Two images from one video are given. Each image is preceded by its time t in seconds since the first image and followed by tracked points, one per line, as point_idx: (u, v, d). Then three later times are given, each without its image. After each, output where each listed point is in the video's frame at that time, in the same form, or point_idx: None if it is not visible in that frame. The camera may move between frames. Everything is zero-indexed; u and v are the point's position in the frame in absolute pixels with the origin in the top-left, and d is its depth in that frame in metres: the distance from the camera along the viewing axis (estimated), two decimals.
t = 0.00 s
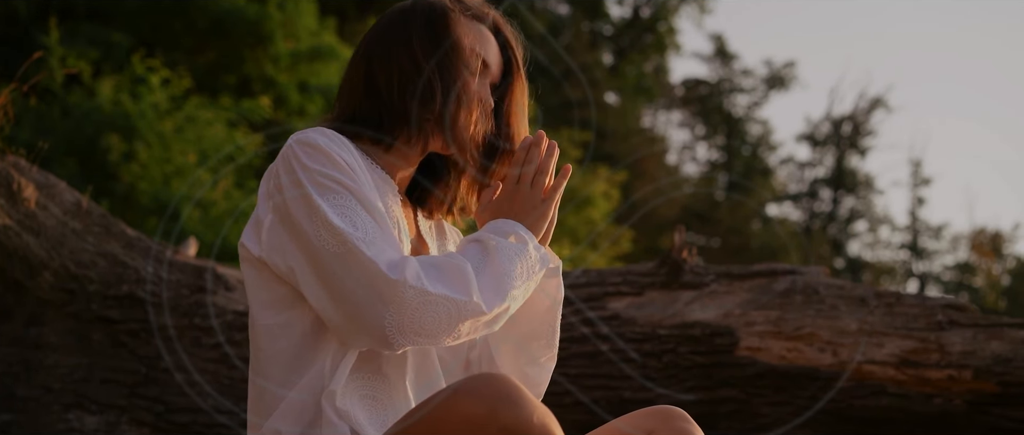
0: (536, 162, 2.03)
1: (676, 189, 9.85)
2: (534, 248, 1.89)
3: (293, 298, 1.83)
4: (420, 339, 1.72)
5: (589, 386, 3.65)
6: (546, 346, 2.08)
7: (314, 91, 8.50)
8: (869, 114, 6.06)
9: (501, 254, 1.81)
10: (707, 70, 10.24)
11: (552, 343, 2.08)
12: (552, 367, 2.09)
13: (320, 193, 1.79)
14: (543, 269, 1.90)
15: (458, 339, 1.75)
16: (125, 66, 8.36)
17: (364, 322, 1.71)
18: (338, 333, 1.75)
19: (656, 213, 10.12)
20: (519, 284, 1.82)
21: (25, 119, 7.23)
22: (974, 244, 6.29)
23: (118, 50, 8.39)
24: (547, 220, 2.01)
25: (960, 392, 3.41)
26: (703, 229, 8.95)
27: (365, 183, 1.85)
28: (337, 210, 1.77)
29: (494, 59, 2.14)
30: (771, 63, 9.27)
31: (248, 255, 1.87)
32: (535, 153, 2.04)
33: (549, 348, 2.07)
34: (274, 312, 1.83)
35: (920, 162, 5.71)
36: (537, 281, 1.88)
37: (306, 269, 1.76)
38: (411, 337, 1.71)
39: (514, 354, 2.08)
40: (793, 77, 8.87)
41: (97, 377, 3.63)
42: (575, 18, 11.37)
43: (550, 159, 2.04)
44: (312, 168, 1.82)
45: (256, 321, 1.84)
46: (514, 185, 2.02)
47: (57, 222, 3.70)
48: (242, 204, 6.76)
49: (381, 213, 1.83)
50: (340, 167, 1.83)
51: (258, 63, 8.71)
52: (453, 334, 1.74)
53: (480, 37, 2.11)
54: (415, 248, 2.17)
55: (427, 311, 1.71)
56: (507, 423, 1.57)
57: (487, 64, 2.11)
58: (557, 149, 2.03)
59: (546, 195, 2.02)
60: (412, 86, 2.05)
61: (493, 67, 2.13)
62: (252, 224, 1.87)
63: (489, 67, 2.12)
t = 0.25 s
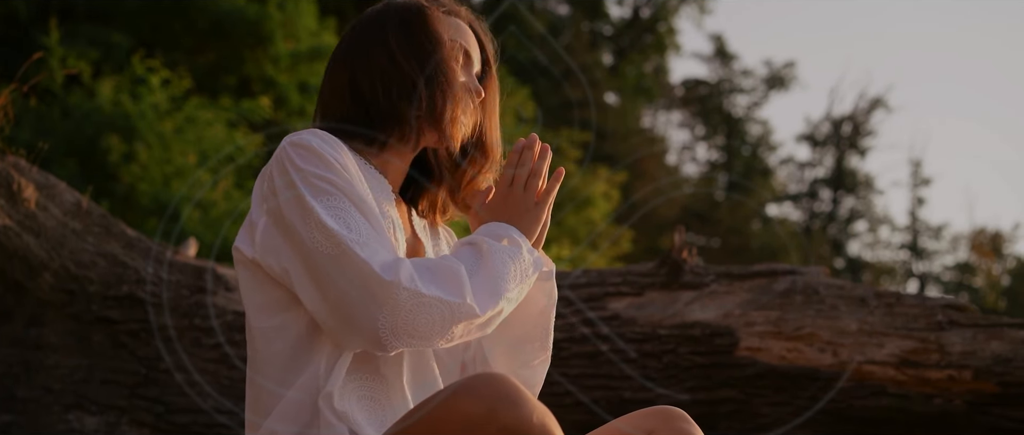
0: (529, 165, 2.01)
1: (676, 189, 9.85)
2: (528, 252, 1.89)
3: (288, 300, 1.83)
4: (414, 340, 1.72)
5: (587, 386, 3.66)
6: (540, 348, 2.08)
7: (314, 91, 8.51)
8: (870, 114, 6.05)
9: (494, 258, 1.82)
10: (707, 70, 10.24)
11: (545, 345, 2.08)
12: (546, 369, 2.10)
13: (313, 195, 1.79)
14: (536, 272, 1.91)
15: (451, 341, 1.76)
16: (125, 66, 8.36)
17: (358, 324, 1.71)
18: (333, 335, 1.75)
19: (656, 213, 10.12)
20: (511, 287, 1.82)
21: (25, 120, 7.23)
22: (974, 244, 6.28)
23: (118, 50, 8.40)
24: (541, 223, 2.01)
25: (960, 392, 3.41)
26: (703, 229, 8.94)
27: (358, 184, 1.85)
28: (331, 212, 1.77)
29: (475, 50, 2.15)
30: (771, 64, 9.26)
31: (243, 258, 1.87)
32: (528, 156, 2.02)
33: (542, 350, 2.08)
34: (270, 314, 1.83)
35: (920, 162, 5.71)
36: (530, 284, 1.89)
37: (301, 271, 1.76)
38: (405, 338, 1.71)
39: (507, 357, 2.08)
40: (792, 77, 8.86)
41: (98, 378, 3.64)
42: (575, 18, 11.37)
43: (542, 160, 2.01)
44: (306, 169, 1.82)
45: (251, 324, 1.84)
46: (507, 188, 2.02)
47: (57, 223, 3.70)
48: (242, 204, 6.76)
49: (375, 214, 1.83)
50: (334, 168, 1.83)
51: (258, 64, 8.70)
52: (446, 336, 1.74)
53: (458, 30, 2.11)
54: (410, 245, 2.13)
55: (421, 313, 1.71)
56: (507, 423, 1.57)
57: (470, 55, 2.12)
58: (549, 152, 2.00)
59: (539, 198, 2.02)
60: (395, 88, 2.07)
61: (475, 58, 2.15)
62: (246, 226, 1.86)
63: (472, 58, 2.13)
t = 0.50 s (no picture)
0: (520, 170, 2.01)
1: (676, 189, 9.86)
2: (519, 258, 1.88)
3: (282, 304, 1.82)
4: (405, 344, 1.72)
5: (587, 387, 3.66)
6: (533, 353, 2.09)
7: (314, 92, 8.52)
8: (870, 114, 6.05)
9: (486, 264, 1.81)
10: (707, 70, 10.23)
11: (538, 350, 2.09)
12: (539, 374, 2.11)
13: (305, 197, 1.78)
14: (526, 279, 1.90)
15: (442, 346, 1.76)
16: (125, 67, 8.37)
17: (349, 328, 1.71)
18: (325, 339, 1.75)
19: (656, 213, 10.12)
20: (503, 293, 1.82)
21: (25, 121, 7.24)
22: (974, 243, 6.28)
23: (118, 51, 8.41)
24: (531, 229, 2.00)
25: (960, 392, 3.42)
26: (703, 230, 8.94)
27: (351, 185, 1.84)
28: (324, 215, 1.76)
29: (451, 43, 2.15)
30: (771, 63, 9.27)
31: (235, 260, 1.86)
32: (519, 162, 2.01)
33: (535, 355, 2.09)
34: (263, 318, 1.83)
35: (920, 162, 5.71)
36: (521, 290, 1.88)
37: (293, 274, 1.76)
38: (396, 343, 1.71)
39: (501, 363, 2.08)
40: (792, 77, 8.87)
41: (98, 378, 3.63)
42: (575, 19, 11.38)
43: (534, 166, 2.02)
44: (298, 171, 1.81)
45: (246, 327, 1.84)
46: (498, 193, 2.01)
47: (57, 224, 3.70)
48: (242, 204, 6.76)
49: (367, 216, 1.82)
50: (326, 170, 1.82)
51: (258, 64, 8.70)
52: (437, 341, 1.74)
53: (432, 27, 2.10)
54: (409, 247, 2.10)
55: (412, 318, 1.71)
56: (507, 423, 1.57)
57: (449, 48, 2.13)
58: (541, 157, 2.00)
59: (531, 204, 2.01)
60: (370, 88, 2.05)
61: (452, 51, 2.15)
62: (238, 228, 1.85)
63: (451, 51, 2.13)
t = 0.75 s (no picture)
0: (512, 175, 1.98)
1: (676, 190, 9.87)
2: (510, 263, 1.87)
3: (275, 307, 1.81)
4: (397, 348, 1.71)
5: (586, 387, 3.67)
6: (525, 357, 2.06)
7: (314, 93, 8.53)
8: (870, 114, 6.06)
9: (478, 269, 1.80)
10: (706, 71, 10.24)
11: (531, 354, 2.07)
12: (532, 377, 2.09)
13: (299, 199, 1.78)
14: (518, 284, 1.89)
15: (433, 351, 1.75)
16: (125, 68, 8.37)
17: (341, 331, 1.70)
18: (318, 342, 1.74)
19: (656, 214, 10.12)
20: (496, 299, 1.80)
21: (25, 121, 7.24)
22: (973, 244, 6.28)
23: (118, 52, 8.41)
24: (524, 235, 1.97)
25: (960, 392, 3.42)
26: (703, 230, 8.95)
27: (344, 186, 1.83)
28: (317, 217, 1.75)
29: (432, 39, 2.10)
30: (770, 64, 9.28)
31: (228, 264, 1.85)
32: (511, 167, 1.97)
33: (528, 359, 2.06)
34: (257, 321, 1.81)
35: (920, 162, 5.72)
36: (512, 296, 1.86)
37: (286, 277, 1.75)
38: (388, 346, 1.70)
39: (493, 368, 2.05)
40: (792, 78, 8.88)
41: (98, 379, 3.63)
42: (575, 19, 11.39)
43: (527, 171, 1.98)
44: (292, 173, 1.80)
45: (239, 331, 1.82)
46: (490, 199, 1.97)
47: (57, 224, 3.70)
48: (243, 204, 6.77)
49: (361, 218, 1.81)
50: (320, 172, 1.81)
51: (257, 65, 8.69)
52: (428, 345, 1.73)
53: (411, 22, 2.03)
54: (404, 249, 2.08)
55: (405, 321, 1.70)
56: (507, 423, 1.57)
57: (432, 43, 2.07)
58: (534, 162, 1.96)
59: (523, 209, 1.97)
60: (353, 89, 1.98)
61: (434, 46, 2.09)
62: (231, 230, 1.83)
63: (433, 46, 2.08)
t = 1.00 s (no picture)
0: (505, 181, 1.98)
1: (676, 190, 9.88)
2: (503, 268, 1.86)
3: (271, 309, 1.82)
4: (389, 349, 1.70)
5: (586, 388, 3.67)
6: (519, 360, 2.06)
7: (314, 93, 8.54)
8: (870, 115, 6.06)
9: (471, 273, 1.79)
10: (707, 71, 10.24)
11: (524, 356, 2.06)
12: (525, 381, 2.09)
13: (292, 200, 1.78)
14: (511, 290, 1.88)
15: (425, 353, 1.74)
16: (125, 68, 8.38)
17: (334, 332, 1.70)
18: (312, 344, 1.74)
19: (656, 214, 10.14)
20: (488, 302, 1.80)
21: (25, 122, 7.24)
22: (973, 245, 6.28)
23: (118, 53, 8.42)
24: (515, 241, 1.97)
25: (960, 393, 3.42)
26: (703, 230, 8.95)
27: (338, 187, 1.83)
28: (310, 218, 1.75)
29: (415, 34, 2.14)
30: (770, 64, 9.28)
31: (225, 266, 1.85)
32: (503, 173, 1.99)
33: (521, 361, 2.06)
34: (254, 324, 1.82)
35: (920, 163, 5.72)
36: (505, 301, 1.86)
37: (280, 278, 1.75)
38: (380, 347, 1.70)
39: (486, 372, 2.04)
40: (792, 78, 8.88)
41: (98, 379, 3.63)
42: (575, 19, 11.40)
43: (519, 178, 1.98)
44: (285, 174, 1.80)
45: (236, 333, 1.83)
46: (482, 204, 1.98)
47: (58, 225, 3.70)
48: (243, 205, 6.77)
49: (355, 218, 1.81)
50: (313, 172, 1.81)
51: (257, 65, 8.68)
52: (421, 347, 1.73)
53: (393, 18, 2.08)
54: (400, 249, 2.08)
55: (396, 323, 1.70)
56: (506, 424, 1.57)
57: (415, 38, 2.12)
58: (526, 169, 1.96)
59: (514, 215, 1.98)
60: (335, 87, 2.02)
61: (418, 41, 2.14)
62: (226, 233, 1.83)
63: (417, 41, 2.13)
